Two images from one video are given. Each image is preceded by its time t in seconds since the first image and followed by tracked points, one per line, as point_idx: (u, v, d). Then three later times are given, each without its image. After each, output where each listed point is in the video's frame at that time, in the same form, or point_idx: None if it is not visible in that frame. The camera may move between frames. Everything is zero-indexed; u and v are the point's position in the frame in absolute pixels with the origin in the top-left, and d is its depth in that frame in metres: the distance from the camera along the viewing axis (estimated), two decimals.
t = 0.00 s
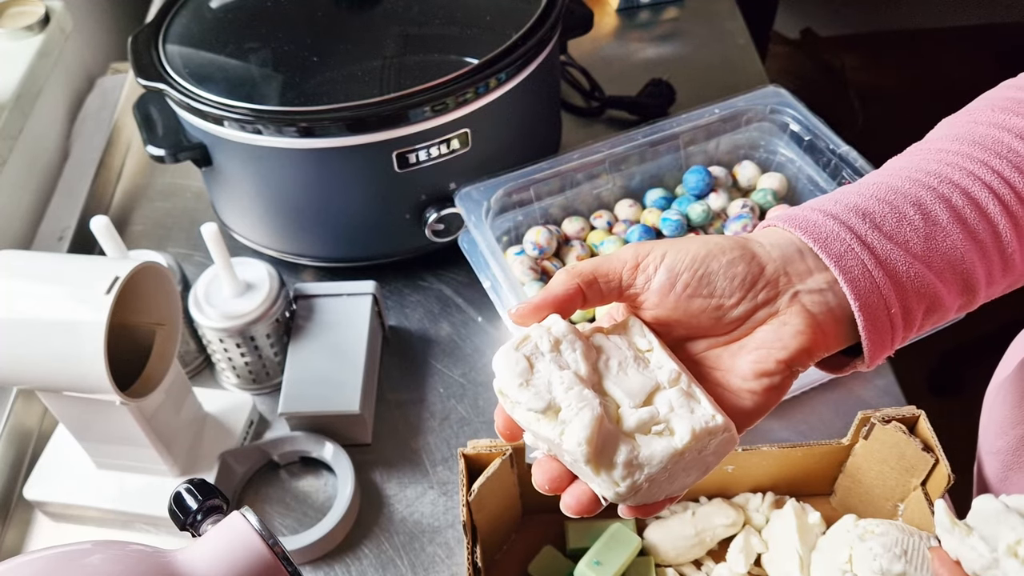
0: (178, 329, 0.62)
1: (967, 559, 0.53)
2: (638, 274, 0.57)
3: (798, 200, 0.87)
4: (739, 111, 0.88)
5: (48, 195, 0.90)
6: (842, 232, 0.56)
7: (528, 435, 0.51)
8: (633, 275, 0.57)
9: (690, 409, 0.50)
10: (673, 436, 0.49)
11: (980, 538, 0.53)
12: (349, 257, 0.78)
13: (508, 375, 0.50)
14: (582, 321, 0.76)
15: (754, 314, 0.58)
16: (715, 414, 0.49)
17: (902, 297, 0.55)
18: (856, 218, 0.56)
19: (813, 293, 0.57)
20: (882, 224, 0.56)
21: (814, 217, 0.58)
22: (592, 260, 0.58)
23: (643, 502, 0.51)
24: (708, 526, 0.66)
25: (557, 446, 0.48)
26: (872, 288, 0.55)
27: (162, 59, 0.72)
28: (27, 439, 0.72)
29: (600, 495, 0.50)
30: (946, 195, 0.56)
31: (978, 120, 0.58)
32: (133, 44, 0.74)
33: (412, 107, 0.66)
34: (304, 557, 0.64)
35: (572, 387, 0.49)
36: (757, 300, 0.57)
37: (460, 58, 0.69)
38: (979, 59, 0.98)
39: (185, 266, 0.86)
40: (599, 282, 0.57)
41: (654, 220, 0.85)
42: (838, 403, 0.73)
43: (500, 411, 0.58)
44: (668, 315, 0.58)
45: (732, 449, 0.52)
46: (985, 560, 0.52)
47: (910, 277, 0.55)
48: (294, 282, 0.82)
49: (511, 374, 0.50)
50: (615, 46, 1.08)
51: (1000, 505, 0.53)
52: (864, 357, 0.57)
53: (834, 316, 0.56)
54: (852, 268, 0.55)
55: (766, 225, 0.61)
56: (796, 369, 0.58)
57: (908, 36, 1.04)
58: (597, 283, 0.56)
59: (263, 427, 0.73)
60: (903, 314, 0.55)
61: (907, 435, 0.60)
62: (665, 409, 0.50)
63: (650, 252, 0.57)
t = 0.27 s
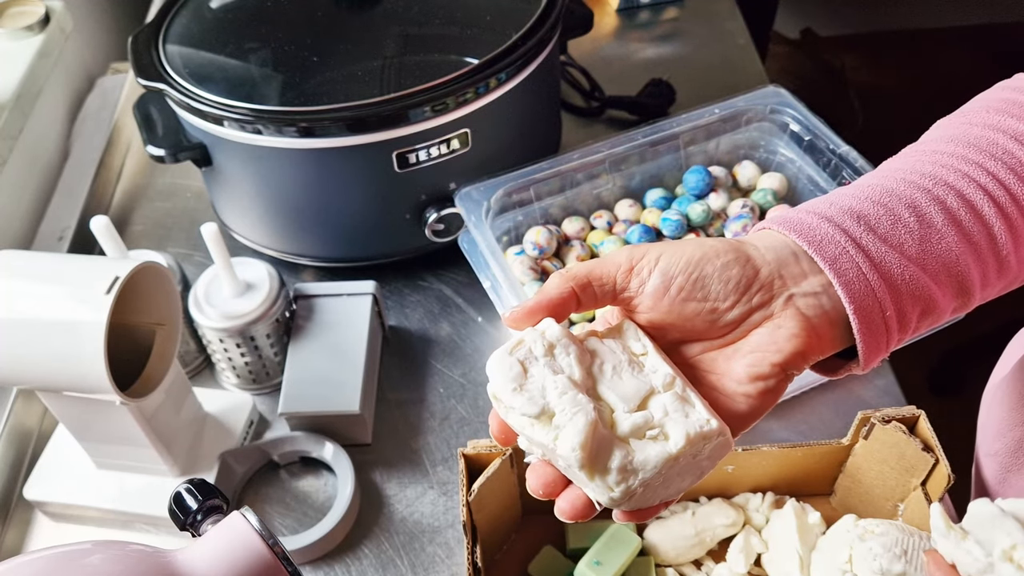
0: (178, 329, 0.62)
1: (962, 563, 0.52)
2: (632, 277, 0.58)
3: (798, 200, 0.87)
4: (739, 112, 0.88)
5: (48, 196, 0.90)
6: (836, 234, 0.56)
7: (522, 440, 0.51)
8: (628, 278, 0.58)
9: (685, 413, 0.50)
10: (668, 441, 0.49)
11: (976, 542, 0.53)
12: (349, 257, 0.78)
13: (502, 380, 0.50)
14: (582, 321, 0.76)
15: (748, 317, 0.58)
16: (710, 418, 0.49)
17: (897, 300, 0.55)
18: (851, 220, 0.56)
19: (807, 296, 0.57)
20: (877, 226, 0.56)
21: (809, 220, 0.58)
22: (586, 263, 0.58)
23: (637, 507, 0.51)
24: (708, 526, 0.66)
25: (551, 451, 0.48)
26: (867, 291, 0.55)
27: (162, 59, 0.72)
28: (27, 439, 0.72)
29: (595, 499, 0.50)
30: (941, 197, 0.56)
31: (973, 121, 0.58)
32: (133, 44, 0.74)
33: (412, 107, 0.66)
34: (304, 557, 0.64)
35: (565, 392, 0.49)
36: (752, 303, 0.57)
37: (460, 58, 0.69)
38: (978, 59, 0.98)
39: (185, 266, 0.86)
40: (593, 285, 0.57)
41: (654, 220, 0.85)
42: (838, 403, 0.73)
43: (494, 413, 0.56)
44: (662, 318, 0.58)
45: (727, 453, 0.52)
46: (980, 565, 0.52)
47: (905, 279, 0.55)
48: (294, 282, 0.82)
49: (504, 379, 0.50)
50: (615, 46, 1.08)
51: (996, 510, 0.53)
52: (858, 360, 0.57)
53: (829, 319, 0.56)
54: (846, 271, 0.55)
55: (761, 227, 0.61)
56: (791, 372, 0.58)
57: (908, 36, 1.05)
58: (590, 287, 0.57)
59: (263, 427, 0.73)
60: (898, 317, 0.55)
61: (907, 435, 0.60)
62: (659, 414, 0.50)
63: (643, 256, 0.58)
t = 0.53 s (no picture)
0: (178, 329, 0.62)
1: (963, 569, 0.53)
2: (631, 279, 0.58)
3: (798, 200, 0.87)
4: (739, 111, 0.88)
5: (48, 196, 0.90)
6: (836, 238, 0.56)
7: (519, 443, 0.51)
8: (626, 280, 0.58)
9: (683, 418, 0.49)
10: (665, 445, 0.48)
11: (978, 547, 0.53)
12: (349, 257, 0.78)
13: (499, 383, 0.50)
14: (582, 321, 0.76)
15: (747, 321, 0.58)
16: (708, 423, 0.49)
17: (897, 304, 0.55)
18: (851, 224, 0.56)
19: (807, 300, 0.57)
20: (877, 231, 0.56)
21: (808, 224, 0.58)
22: (585, 264, 0.58)
23: (634, 511, 0.51)
24: (708, 526, 0.66)
25: (548, 454, 0.48)
26: (867, 296, 0.54)
27: (162, 59, 0.72)
28: (27, 439, 0.72)
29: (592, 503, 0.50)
30: (941, 201, 0.56)
31: (972, 125, 0.58)
32: (133, 44, 0.74)
33: (412, 107, 0.66)
34: (304, 557, 0.64)
35: (563, 395, 0.49)
36: (750, 306, 0.57)
37: (460, 58, 0.69)
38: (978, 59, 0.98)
39: (185, 266, 0.86)
40: (592, 287, 0.57)
41: (654, 220, 0.85)
42: (838, 403, 0.73)
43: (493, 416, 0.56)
44: (660, 321, 0.58)
45: (725, 458, 0.52)
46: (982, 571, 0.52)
47: (905, 283, 0.55)
48: (294, 282, 0.82)
49: (502, 383, 0.50)
50: (615, 46, 1.08)
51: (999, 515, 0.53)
52: (858, 364, 0.57)
53: (828, 323, 0.56)
54: (846, 275, 0.55)
55: (760, 231, 0.61)
56: (790, 377, 0.58)
57: (908, 36, 1.05)
58: (589, 288, 0.57)
59: (262, 427, 0.73)
60: (898, 321, 0.55)
61: (907, 435, 0.60)
62: (657, 418, 0.50)
63: (642, 258, 0.58)
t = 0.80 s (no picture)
0: (178, 329, 0.62)
1: (966, 561, 0.52)
2: (633, 272, 0.58)
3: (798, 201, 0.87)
4: (739, 112, 0.88)
5: (48, 196, 0.90)
6: (838, 231, 0.56)
7: (522, 436, 0.51)
8: (628, 273, 0.58)
9: (686, 411, 0.50)
10: (668, 438, 0.49)
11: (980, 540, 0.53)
12: (349, 257, 0.78)
13: (502, 376, 0.50)
14: (582, 321, 0.76)
15: (749, 314, 0.58)
16: (710, 416, 0.49)
17: (898, 296, 0.55)
18: (852, 217, 0.56)
19: (809, 293, 0.57)
20: (879, 223, 0.56)
21: (810, 216, 0.58)
22: (586, 257, 0.58)
23: (637, 504, 0.51)
24: (708, 526, 0.66)
25: (551, 447, 0.48)
26: (868, 288, 0.54)
27: (162, 59, 0.72)
28: (27, 439, 0.72)
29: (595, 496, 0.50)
30: (942, 193, 0.56)
31: (973, 117, 0.58)
32: (133, 44, 0.74)
33: (412, 107, 0.66)
34: (304, 557, 0.64)
35: (565, 389, 0.49)
36: (752, 299, 0.57)
37: (460, 58, 0.70)
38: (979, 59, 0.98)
39: (185, 266, 0.86)
40: (593, 279, 0.57)
41: (654, 220, 0.85)
42: (838, 403, 0.73)
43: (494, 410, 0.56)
44: (662, 314, 0.58)
45: (726, 451, 0.51)
46: (984, 562, 0.52)
47: (907, 276, 0.55)
48: (294, 282, 0.82)
49: (504, 376, 0.50)
50: (615, 46, 1.08)
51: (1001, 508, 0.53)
52: (859, 357, 0.57)
53: (829, 316, 0.56)
54: (848, 268, 0.55)
55: (762, 224, 0.61)
56: (792, 370, 0.57)
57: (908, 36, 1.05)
58: (590, 281, 0.56)
59: (263, 427, 0.73)
60: (899, 313, 0.55)
61: (907, 435, 0.60)
62: (659, 411, 0.50)
63: (644, 250, 0.58)
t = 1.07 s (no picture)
0: (178, 329, 0.62)
1: (967, 556, 0.53)
2: (638, 265, 0.57)
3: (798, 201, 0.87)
4: (739, 111, 0.88)
5: (48, 196, 0.90)
6: (842, 225, 0.56)
7: (526, 427, 0.51)
8: (633, 266, 0.57)
9: (690, 403, 0.50)
10: (672, 430, 0.48)
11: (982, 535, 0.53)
12: (349, 257, 0.78)
13: (506, 368, 0.50)
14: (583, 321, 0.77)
15: (753, 306, 0.58)
16: (714, 408, 0.49)
17: (903, 290, 0.55)
18: (858, 210, 0.56)
19: (813, 286, 0.57)
20: (884, 217, 0.56)
21: (815, 210, 0.58)
22: (590, 251, 0.58)
23: (641, 495, 0.51)
24: (708, 526, 0.66)
25: (555, 439, 0.48)
26: (873, 282, 0.54)
27: (162, 59, 0.72)
28: (27, 439, 0.72)
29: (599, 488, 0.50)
30: (948, 188, 0.56)
31: (978, 111, 0.58)
32: (133, 44, 0.74)
33: (412, 107, 0.66)
34: (304, 557, 0.64)
35: (570, 380, 0.49)
36: (756, 292, 0.57)
37: (460, 58, 0.70)
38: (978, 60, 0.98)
39: (185, 266, 0.86)
40: (598, 272, 0.56)
41: (654, 220, 0.85)
42: (838, 403, 0.73)
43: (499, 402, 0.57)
44: (667, 306, 0.58)
45: (730, 442, 0.52)
46: (985, 558, 0.52)
47: (911, 270, 0.55)
48: (294, 282, 0.82)
49: (509, 368, 0.50)
50: (615, 46, 1.08)
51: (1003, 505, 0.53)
52: (863, 350, 0.57)
53: (833, 308, 0.57)
54: (853, 260, 0.55)
55: (767, 217, 0.61)
56: (795, 363, 0.58)
57: (908, 36, 1.05)
58: (595, 273, 0.56)
59: (262, 427, 0.73)
60: (904, 307, 0.55)
61: (907, 435, 0.60)
62: (663, 403, 0.50)
63: (648, 244, 0.58)
